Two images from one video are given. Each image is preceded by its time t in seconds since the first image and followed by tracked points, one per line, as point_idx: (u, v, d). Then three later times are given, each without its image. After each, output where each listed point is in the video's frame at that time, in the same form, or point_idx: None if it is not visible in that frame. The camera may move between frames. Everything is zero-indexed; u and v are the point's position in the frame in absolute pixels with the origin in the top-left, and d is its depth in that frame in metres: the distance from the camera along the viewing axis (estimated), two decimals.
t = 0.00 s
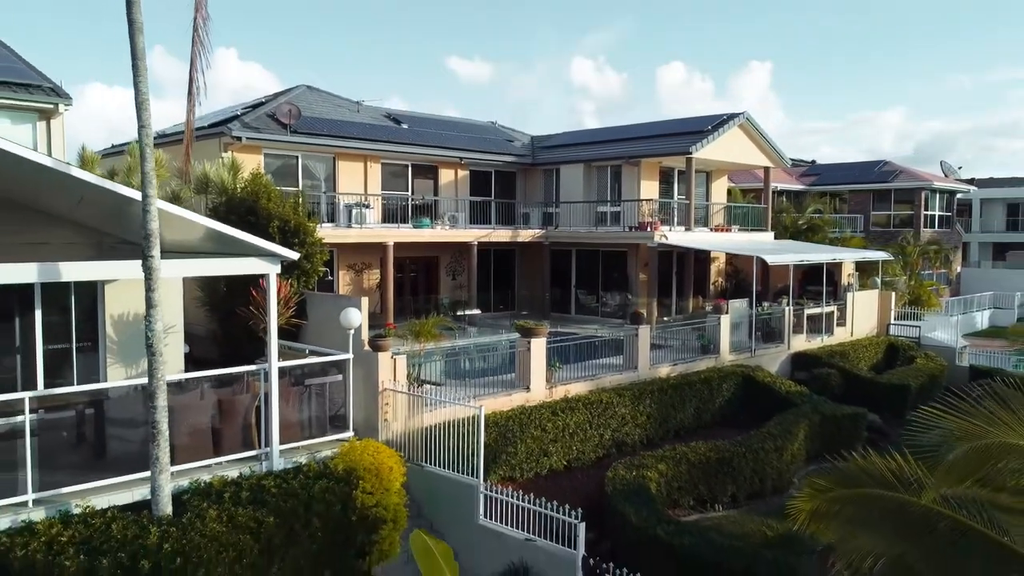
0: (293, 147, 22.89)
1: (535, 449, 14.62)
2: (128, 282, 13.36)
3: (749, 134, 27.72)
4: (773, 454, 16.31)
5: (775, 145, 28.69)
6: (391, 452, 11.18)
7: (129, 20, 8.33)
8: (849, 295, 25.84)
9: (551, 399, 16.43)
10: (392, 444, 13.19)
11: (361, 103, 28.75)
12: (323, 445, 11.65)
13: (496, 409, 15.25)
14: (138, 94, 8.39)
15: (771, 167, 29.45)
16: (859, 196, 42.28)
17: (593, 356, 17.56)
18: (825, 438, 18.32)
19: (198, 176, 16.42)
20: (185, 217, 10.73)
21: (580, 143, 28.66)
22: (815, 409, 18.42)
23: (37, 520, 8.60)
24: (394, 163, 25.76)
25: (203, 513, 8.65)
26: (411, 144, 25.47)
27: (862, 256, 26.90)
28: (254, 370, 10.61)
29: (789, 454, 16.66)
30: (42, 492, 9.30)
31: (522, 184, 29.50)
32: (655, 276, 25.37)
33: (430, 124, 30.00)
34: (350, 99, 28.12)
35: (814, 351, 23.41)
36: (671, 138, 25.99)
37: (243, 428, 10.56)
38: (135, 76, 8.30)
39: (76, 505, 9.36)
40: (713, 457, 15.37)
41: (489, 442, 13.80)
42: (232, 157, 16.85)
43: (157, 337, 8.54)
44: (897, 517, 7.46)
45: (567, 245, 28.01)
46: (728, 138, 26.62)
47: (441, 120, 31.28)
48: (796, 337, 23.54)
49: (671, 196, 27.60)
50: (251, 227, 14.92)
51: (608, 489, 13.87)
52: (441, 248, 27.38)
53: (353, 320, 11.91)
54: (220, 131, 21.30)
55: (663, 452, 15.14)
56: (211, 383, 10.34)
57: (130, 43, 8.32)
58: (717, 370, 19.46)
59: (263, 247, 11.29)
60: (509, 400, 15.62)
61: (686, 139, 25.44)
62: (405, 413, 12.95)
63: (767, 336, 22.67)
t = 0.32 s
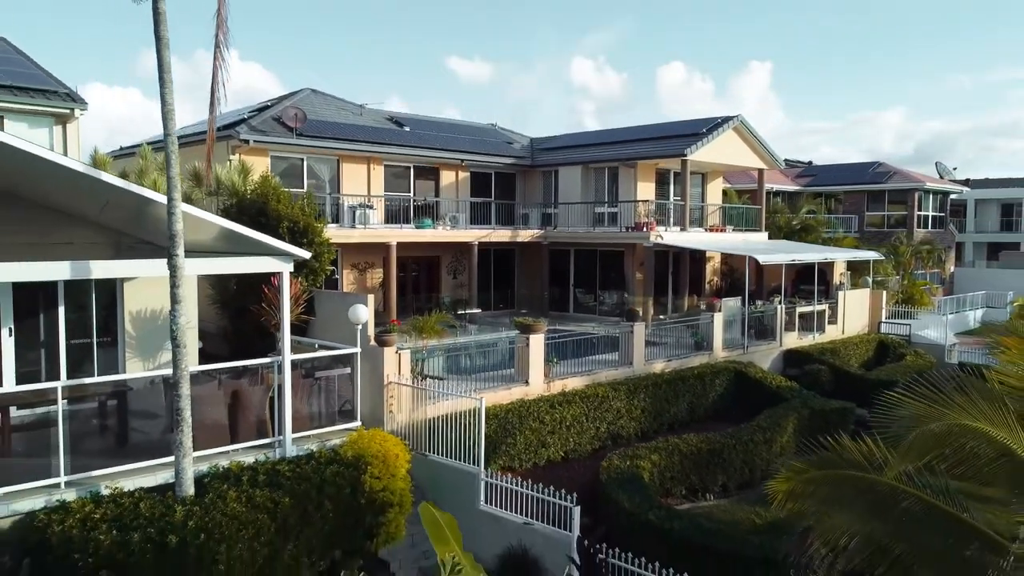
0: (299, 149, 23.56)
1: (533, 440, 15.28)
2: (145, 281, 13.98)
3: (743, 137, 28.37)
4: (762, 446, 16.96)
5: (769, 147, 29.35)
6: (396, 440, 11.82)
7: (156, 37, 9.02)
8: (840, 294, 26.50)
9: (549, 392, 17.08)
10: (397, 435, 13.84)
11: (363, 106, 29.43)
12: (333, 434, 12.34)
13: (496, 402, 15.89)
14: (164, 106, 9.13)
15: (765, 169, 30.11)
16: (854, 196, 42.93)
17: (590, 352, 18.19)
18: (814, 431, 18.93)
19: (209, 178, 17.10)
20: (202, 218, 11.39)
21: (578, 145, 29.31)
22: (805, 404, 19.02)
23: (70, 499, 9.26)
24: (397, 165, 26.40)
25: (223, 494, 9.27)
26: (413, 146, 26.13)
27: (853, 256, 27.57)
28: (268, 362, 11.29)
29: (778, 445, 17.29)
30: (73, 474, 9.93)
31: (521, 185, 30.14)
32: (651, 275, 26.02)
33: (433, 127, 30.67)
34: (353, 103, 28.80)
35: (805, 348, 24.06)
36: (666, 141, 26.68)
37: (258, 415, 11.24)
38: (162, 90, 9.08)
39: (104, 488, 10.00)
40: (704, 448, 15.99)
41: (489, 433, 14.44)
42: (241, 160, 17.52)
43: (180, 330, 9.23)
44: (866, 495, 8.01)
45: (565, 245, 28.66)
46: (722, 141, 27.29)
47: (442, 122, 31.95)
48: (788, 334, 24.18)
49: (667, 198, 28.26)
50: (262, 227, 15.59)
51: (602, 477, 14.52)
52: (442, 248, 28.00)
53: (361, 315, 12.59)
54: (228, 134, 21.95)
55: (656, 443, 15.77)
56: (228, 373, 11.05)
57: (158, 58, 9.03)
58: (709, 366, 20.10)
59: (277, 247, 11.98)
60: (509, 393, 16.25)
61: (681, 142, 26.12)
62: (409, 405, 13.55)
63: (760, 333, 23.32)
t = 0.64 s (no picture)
0: (304, 151, 24.21)
1: (532, 432, 15.94)
2: (160, 278, 14.61)
3: (737, 139, 29.02)
4: (752, 438, 17.62)
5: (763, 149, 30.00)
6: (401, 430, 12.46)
7: (180, 51, 9.68)
8: (832, 293, 27.15)
9: (547, 386, 17.74)
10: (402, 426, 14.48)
11: (366, 109, 30.11)
12: (341, 424, 13.05)
13: (496, 395, 16.56)
14: (187, 115, 9.79)
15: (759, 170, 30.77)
16: (848, 197, 43.60)
17: (587, 348, 18.82)
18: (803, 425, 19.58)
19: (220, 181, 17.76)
20: (218, 218, 12.04)
21: (577, 147, 29.96)
22: (795, 398, 19.65)
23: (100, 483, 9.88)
24: (399, 166, 27.03)
25: (242, 477, 9.94)
26: (415, 148, 26.77)
27: (845, 256, 28.22)
28: (281, 355, 12.01)
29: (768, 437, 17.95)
30: (101, 459, 10.48)
31: (521, 187, 30.79)
32: (647, 274, 26.70)
33: (434, 129, 31.33)
34: (356, 106, 29.49)
35: (797, 345, 24.70)
36: (662, 143, 27.32)
37: (271, 406, 11.97)
38: (186, 101, 9.74)
39: (131, 471, 10.53)
40: (696, 440, 16.65)
41: (490, 425, 15.07)
42: (251, 163, 18.19)
43: (201, 325, 9.92)
44: (839, 477, 8.71)
45: (564, 245, 29.32)
46: (717, 143, 27.95)
47: (443, 125, 32.62)
48: (780, 332, 24.84)
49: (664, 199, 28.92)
50: (271, 228, 16.26)
51: (598, 468, 15.17)
52: (443, 248, 28.64)
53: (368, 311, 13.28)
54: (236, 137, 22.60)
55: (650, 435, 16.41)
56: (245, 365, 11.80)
57: (182, 72, 9.71)
58: (702, 362, 20.75)
59: (288, 245, 12.62)
60: (508, 387, 16.91)
61: (677, 144, 26.78)
62: (413, 398, 14.21)
63: (753, 330, 23.97)
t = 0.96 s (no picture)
0: (309, 153, 24.87)
1: (530, 425, 16.59)
2: (176, 277, 15.28)
3: (732, 141, 29.68)
4: (742, 431, 18.26)
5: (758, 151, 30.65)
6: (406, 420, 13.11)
7: (200, 63, 10.34)
8: (824, 291, 27.80)
9: (545, 381, 18.38)
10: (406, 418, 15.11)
11: (369, 112, 30.78)
12: (349, 414, 13.75)
13: (497, 389, 17.19)
14: (207, 122, 10.47)
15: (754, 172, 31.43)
16: (843, 197, 44.31)
17: (584, 344, 19.47)
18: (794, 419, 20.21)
19: (230, 183, 18.42)
20: (232, 219, 12.69)
21: (575, 149, 30.62)
22: (785, 393, 20.29)
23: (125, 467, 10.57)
24: (401, 168, 27.65)
25: (257, 462, 10.63)
26: (417, 151, 27.43)
27: (837, 255, 28.87)
28: (292, 349, 12.71)
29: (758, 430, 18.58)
30: (125, 446, 11.18)
31: (520, 188, 31.45)
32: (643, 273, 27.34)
33: (436, 132, 32.01)
34: (359, 109, 30.16)
35: (789, 342, 25.35)
36: (658, 145, 27.99)
37: (282, 399, 12.67)
38: (207, 109, 10.41)
39: (153, 457, 11.23)
40: (688, 432, 17.30)
41: (490, 418, 15.71)
42: (259, 166, 18.86)
43: (219, 321, 10.60)
44: (816, 462, 9.34)
45: (562, 244, 29.99)
46: (712, 145, 28.62)
47: (444, 127, 33.29)
48: (773, 329, 25.50)
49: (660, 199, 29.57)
50: (281, 228, 16.93)
51: (594, 459, 15.81)
52: (445, 248, 29.30)
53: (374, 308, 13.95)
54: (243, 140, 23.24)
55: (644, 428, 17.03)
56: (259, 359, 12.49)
57: (202, 83, 10.39)
58: (696, 358, 21.41)
59: (299, 244, 13.27)
60: (507, 381, 17.54)
61: (672, 146, 27.45)
62: (417, 390, 14.85)
63: (746, 328, 24.63)
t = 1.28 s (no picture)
0: (315, 155, 25.56)
1: (528, 418, 17.26)
2: (189, 275, 15.95)
3: (727, 143, 30.34)
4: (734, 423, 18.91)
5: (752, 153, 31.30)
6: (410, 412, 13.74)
7: (219, 74, 11.04)
8: (816, 290, 28.46)
9: (543, 376, 19.05)
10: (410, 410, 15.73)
11: (372, 114, 31.46)
12: (356, 406, 14.46)
13: (497, 383, 17.86)
14: (225, 127, 11.14)
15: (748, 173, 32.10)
16: (837, 198, 45.01)
17: (581, 340, 20.14)
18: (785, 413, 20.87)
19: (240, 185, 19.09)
20: (246, 219, 13.35)
21: (573, 151, 31.30)
22: (776, 388, 20.94)
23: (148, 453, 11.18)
24: (403, 169, 28.27)
25: (272, 449, 11.31)
26: (419, 152, 28.10)
27: (830, 255, 29.54)
28: (302, 343, 13.43)
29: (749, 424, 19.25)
30: (147, 434, 11.81)
31: (520, 188, 32.11)
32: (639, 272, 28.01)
33: (437, 134, 32.68)
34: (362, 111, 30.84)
35: (781, 340, 26.03)
36: (654, 147, 28.66)
37: (293, 391, 13.38)
38: (224, 117, 11.10)
39: (174, 444, 11.84)
40: (680, 425, 17.98)
41: (490, 411, 16.38)
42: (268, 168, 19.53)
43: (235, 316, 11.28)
44: (795, 446, 10.00)
45: (561, 244, 30.67)
46: (707, 147, 29.28)
47: (445, 129, 33.97)
48: (765, 327, 26.17)
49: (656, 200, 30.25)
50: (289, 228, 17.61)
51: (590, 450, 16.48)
52: (446, 247, 29.94)
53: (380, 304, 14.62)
54: (250, 142, 23.89)
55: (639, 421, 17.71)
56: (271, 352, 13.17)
57: (220, 91, 11.08)
58: (690, 354, 22.07)
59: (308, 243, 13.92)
60: (506, 375, 18.20)
61: (668, 148, 28.13)
62: (419, 383, 15.49)
63: (739, 325, 25.30)
